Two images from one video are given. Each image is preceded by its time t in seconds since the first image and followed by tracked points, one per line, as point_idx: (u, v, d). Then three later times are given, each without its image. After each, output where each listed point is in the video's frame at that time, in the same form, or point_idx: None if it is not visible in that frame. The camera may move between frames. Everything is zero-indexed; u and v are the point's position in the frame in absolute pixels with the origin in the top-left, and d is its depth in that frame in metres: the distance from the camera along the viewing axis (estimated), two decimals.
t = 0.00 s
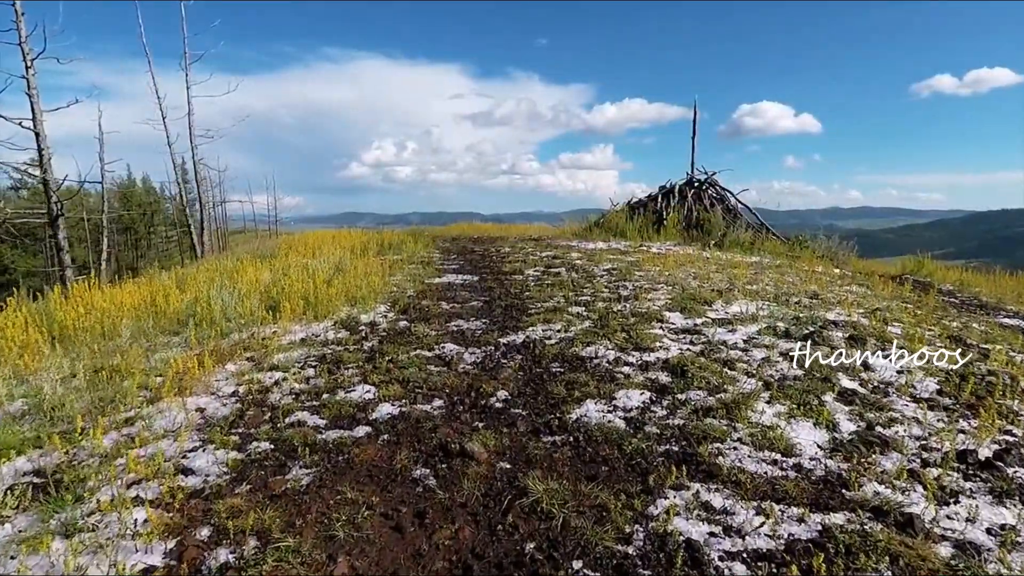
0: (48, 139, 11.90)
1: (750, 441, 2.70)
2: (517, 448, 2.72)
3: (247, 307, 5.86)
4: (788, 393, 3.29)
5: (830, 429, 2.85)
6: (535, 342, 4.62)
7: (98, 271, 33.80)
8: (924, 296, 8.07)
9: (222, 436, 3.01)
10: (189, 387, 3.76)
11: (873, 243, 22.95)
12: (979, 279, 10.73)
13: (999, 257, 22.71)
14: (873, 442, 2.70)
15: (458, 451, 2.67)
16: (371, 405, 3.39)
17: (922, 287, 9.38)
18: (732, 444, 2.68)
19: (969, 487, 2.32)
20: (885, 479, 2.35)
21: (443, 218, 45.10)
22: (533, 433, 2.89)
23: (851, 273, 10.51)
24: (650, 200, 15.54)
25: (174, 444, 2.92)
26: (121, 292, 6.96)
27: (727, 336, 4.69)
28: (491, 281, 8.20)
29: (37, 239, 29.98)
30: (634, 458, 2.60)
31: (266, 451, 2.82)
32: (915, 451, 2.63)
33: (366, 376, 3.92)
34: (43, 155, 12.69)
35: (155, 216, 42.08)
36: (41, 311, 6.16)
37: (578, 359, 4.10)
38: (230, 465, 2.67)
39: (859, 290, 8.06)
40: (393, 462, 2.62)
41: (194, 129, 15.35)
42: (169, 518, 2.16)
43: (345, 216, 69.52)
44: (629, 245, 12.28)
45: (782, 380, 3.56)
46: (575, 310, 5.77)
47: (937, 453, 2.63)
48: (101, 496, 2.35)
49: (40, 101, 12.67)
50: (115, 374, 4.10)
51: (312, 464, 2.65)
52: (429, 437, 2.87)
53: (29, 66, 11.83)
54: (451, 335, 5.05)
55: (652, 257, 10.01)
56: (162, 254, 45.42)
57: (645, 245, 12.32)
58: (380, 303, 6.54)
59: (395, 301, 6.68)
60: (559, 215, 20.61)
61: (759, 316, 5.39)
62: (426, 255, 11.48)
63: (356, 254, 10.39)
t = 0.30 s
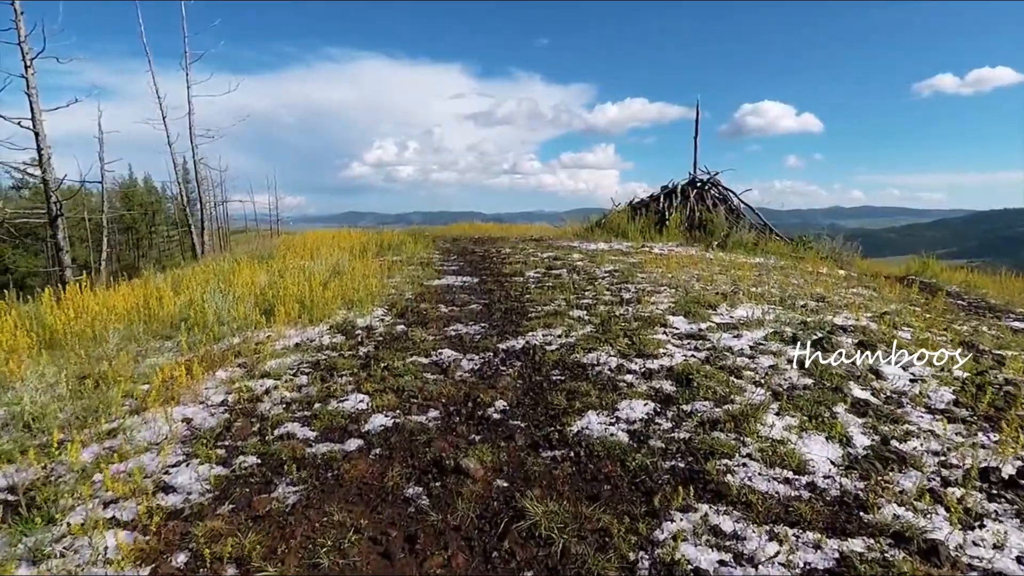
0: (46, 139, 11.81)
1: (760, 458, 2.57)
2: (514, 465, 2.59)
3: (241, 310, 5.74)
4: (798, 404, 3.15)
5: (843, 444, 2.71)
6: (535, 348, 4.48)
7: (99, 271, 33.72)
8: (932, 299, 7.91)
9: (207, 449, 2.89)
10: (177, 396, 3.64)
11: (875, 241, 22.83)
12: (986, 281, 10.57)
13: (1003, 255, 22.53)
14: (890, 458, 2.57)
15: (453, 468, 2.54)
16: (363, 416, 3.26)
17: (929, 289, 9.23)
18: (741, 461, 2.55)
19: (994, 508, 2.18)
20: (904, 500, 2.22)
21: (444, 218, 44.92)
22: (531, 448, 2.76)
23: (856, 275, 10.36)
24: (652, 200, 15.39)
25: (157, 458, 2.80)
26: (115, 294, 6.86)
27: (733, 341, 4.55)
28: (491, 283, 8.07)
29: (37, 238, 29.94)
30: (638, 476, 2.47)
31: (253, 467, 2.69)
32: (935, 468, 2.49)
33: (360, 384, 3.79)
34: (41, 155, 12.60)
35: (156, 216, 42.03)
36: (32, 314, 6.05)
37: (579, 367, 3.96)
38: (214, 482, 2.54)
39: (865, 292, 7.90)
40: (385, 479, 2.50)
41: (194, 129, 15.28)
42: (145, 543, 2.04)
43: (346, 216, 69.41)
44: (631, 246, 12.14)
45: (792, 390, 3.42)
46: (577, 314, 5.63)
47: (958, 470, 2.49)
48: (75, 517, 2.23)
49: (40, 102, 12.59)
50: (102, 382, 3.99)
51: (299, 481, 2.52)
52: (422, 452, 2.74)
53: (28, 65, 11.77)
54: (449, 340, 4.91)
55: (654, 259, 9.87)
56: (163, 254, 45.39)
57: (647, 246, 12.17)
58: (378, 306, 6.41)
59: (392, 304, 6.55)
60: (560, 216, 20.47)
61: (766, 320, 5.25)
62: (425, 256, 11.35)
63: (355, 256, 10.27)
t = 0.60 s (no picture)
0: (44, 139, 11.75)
1: (770, 474, 2.45)
2: (513, 481, 2.48)
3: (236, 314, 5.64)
4: (809, 416, 3.02)
5: (858, 458, 2.59)
6: (535, 354, 4.36)
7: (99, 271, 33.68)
8: (940, 301, 7.77)
9: (192, 464, 2.78)
10: (166, 405, 3.54)
11: (879, 241, 22.64)
12: (993, 282, 10.43)
13: (1011, 255, 22.47)
14: (907, 474, 2.44)
15: (448, 485, 2.43)
16: (357, 427, 3.15)
17: (935, 291, 9.08)
18: (750, 477, 2.43)
19: (1021, 531, 2.06)
20: (925, 521, 2.10)
21: (445, 217, 44.85)
22: (530, 463, 2.65)
23: (861, 276, 10.22)
24: (654, 200, 15.25)
25: (140, 473, 2.69)
26: (108, 296, 6.77)
27: (738, 347, 4.42)
28: (491, 285, 7.95)
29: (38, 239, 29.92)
30: (642, 493, 2.36)
31: (240, 483, 2.59)
32: (956, 485, 2.37)
33: (355, 393, 3.67)
34: (40, 154, 12.53)
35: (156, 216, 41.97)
36: (24, 317, 5.97)
37: (580, 374, 3.84)
38: (198, 500, 2.43)
39: (871, 294, 7.77)
40: (377, 497, 2.39)
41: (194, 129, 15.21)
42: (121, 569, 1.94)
43: (347, 216, 69.34)
44: (633, 247, 12.01)
45: (801, 399, 3.29)
46: (578, 318, 5.51)
47: (979, 488, 2.36)
48: (50, 539, 2.12)
49: (39, 101, 12.52)
50: (89, 389, 3.89)
51: (288, 499, 2.41)
52: (416, 467, 2.62)
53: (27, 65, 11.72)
54: (447, 346, 4.79)
55: (657, 260, 9.75)
56: (164, 253, 45.36)
57: (649, 247, 12.05)
58: (375, 309, 6.29)
59: (390, 307, 6.43)
60: (562, 215, 20.33)
61: (772, 325, 5.12)
62: (425, 257, 11.24)
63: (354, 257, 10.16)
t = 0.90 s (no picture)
0: (41, 139, 11.68)
1: (784, 495, 2.31)
2: (511, 502, 2.34)
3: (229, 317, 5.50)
4: (822, 429, 2.87)
5: (876, 478, 2.44)
6: (536, 361, 4.22)
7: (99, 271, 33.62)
8: (949, 304, 7.61)
9: (175, 481, 2.65)
10: (152, 414, 3.41)
11: (882, 241, 22.42)
12: (1001, 284, 10.27)
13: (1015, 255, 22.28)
14: (930, 495, 2.30)
15: (443, 506, 2.31)
16: (348, 440, 3.01)
17: (943, 293, 8.92)
18: (763, 499, 2.29)
19: None
20: (952, 550, 1.96)
21: (446, 216, 44.83)
22: (528, 481, 2.51)
23: (867, 277, 10.06)
24: (656, 200, 15.09)
25: (120, 491, 2.56)
26: (101, 298, 6.66)
27: (745, 354, 4.27)
28: (491, 287, 7.80)
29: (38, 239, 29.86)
30: (649, 516, 2.23)
31: (223, 502, 2.45)
32: (983, 509, 2.22)
33: (348, 403, 3.53)
34: (37, 153, 12.40)
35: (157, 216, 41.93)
36: (14, 320, 5.85)
37: (582, 383, 3.69)
38: (178, 522, 2.31)
39: (879, 297, 7.61)
40: (366, 520, 2.25)
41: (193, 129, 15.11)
42: None
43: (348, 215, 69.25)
44: (635, 248, 11.86)
45: (812, 412, 3.13)
46: (580, 323, 5.36)
47: (1008, 512, 2.21)
48: (17, 567, 2.00)
49: (37, 100, 12.38)
50: (73, 398, 3.76)
51: (272, 522, 2.28)
52: (409, 486, 2.49)
53: (25, 64, 11.64)
54: (444, 352, 4.64)
55: (659, 261, 9.60)
56: (164, 253, 45.30)
57: (651, 247, 11.90)
58: (372, 312, 6.16)
59: (388, 310, 6.30)
60: (562, 216, 20.18)
61: (780, 330, 4.97)
62: (425, 258, 11.09)
63: (353, 258, 10.02)
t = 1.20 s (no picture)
0: (39, 139, 11.61)
1: (797, 513, 2.19)
2: (509, 520, 2.23)
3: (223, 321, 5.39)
4: (836, 441, 2.75)
5: (895, 495, 2.31)
6: (536, 367, 4.09)
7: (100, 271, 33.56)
8: (957, 306, 7.48)
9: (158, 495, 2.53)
10: (139, 423, 3.30)
11: (884, 241, 22.27)
12: (1007, 284, 10.14)
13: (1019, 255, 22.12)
14: (952, 513, 2.18)
15: (438, 525, 2.19)
16: (341, 451, 2.89)
17: (949, 295, 8.80)
18: (775, 517, 2.17)
19: None
20: None
21: (446, 216, 44.65)
22: (528, 497, 2.40)
23: (872, 278, 9.94)
24: (658, 200, 14.96)
25: (100, 507, 2.44)
26: (94, 300, 6.55)
27: (752, 360, 4.14)
28: (491, 288, 7.68)
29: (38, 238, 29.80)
30: (655, 537, 2.11)
31: (207, 519, 2.34)
32: (1009, 530, 2.10)
33: (341, 412, 3.41)
34: (35, 153, 12.31)
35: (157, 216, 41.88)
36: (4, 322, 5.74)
37: (584, 391, 3.57)
38: (158, 541, 2.19)
39: (885, 299, 7.48)
40: (356, 540, 2.14)
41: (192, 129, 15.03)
42: None
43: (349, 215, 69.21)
44: (637, 248, 11.74)
45: (824, 422, 3.00)
46: (582, 326, 5.24)
47: None
48: None
49: (36, 100, 12.27)
50: (58, 406, 3.65)
51: (258, 541, 2.17)
52: (403, 503, 2.38)
53: (23, 64, 11.57)
54: (442, 356, 4.52)
55: (662, 262, 9.49)
56: (165, 253, 45.21)
57: (653, 248, 11.78)
58: (369, 315, 6.04)
59: (386, 313, 6.18)
60: (563, 215, 20.06)
61: (786, 334, 4.84)
62: (424, 259, 10.97)
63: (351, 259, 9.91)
